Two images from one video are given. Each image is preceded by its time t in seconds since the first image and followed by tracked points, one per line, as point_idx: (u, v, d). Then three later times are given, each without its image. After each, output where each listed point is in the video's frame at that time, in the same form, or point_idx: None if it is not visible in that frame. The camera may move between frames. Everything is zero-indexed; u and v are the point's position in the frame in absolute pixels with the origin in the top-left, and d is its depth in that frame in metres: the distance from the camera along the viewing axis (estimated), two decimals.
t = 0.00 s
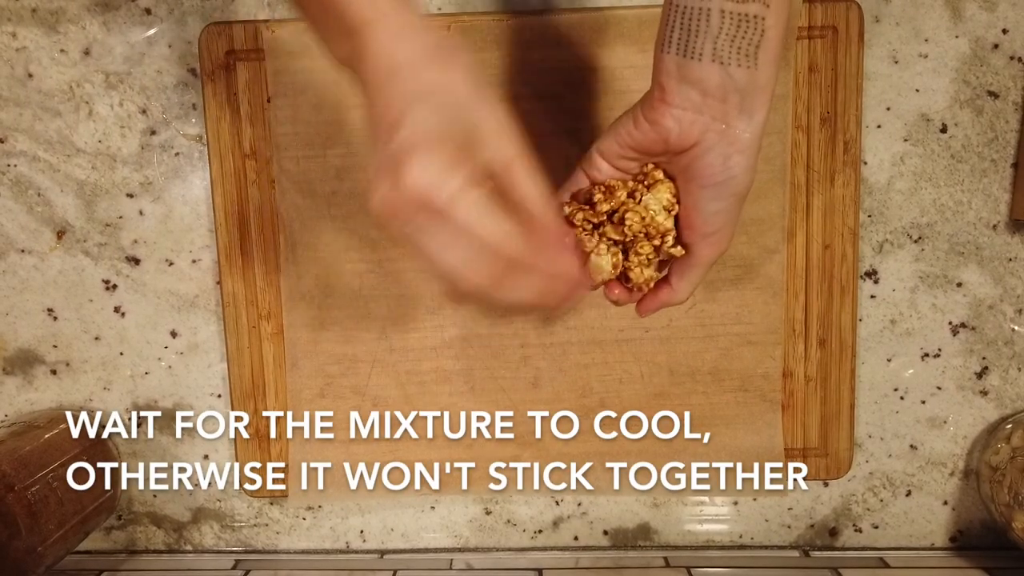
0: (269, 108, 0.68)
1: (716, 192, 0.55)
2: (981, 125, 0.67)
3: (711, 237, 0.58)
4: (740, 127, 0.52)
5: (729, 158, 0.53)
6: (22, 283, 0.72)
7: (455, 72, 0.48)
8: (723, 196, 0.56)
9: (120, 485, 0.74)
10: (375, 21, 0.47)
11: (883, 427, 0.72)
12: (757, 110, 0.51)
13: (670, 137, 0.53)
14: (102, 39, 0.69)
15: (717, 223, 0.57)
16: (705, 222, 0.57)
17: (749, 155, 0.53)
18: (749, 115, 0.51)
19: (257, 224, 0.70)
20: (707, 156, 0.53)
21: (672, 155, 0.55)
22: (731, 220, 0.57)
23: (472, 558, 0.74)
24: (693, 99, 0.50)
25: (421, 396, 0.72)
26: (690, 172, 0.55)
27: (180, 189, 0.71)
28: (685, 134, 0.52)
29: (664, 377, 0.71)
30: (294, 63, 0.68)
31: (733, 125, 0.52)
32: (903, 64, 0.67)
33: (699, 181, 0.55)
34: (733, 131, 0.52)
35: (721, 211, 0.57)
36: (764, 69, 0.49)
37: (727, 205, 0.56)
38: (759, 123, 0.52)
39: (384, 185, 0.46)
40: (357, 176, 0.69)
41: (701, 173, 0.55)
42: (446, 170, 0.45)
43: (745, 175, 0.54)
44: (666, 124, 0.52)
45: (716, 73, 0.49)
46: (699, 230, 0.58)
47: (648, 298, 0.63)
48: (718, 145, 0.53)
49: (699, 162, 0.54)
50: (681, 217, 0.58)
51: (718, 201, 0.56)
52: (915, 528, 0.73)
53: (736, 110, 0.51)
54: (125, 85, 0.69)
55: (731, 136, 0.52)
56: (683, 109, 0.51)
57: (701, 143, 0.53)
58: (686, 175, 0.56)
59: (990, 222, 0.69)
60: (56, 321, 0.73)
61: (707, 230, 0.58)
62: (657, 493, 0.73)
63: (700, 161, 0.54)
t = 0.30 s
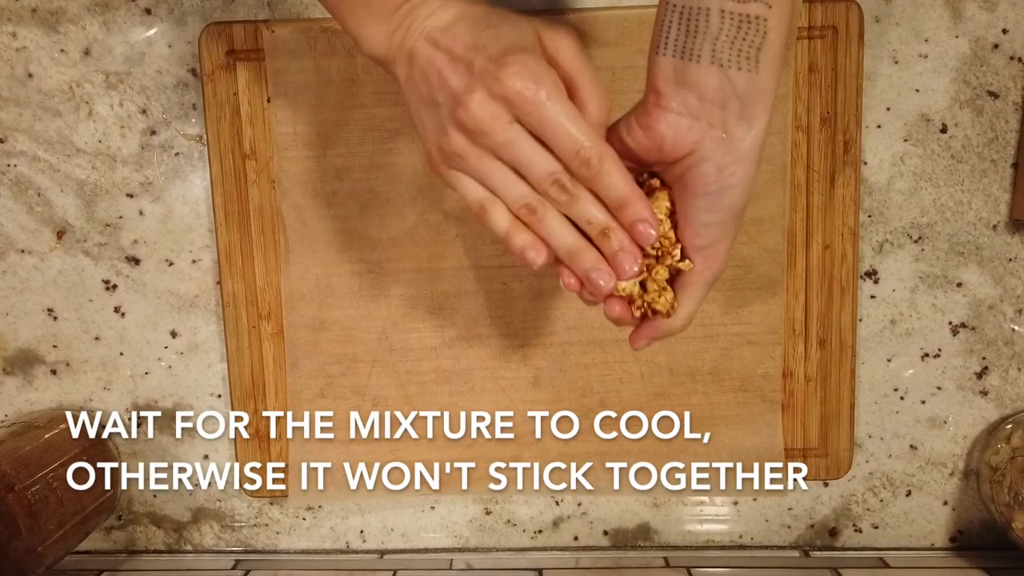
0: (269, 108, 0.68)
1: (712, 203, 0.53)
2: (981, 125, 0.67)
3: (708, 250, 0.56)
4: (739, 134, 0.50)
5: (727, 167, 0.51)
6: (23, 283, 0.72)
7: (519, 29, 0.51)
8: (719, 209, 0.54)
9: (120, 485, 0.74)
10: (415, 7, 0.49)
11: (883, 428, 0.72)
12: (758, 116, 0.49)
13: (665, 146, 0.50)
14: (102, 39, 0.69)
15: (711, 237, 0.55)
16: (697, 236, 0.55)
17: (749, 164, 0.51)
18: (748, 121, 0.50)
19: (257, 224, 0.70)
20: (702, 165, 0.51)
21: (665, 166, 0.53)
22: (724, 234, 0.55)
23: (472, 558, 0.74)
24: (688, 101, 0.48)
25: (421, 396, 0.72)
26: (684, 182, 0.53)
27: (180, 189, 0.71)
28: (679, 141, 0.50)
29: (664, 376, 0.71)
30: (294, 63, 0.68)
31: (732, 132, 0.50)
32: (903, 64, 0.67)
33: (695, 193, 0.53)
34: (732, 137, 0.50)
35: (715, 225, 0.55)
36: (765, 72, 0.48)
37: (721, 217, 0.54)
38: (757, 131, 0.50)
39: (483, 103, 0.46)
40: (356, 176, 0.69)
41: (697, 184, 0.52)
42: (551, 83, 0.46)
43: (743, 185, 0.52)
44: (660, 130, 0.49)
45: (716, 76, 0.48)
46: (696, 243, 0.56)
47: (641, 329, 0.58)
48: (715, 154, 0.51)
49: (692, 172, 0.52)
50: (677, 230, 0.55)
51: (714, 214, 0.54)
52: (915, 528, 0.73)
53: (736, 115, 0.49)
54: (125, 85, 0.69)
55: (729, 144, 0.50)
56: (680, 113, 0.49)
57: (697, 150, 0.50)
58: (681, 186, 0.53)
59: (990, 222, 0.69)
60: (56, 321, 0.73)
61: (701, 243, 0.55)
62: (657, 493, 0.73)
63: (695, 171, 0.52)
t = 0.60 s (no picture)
0: (269, 108, 0.68)
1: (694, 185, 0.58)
2: (980, 125, 0.68)
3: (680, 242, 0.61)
4: (726, 118, 0.57)
5: (711, 150, 0.57)
6: (22, 283, 0.72)
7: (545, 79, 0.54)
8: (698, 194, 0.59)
9: (120, 485, 0.74)
10: (434, 50, 0.53)
11: (883, 428, 0.72)
12: (743, 106, 0.57)
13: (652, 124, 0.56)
14: (102, 39, 0.69)
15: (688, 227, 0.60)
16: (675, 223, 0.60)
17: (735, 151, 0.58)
18: (735, 105, 0.57)
19: (257, 224, 0.70)
20: (689, 144, 0.56)
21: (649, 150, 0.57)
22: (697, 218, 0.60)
23: (472, 558, 0.74)
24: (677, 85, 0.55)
25: (421, 396, 0.72)
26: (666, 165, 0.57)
27: (180, 189, 0.71)
28: (666, 118, 0.56)
29: (664, 376, 0.71)
30: (294, 63, 0.68)
31: (718, 114, 0.56)
32: (903, 64, 0.67)
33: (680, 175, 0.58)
34: (719, 119, 0.57)
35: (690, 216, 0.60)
36: (753, 55, 0.55)
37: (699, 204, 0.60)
38: (742, 118, 0.57)
39: (511, 162, 0.49)
40: (356, 176, 0.69)
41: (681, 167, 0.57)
42: (575, 140, 0.50)
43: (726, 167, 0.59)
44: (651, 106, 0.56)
45: (706, 57, 0.54)
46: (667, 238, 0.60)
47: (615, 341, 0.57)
48: (702, 135, 0.57)
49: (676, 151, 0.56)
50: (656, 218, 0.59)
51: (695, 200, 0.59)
52: (915, 528, 0.73)
53: (722, 100, 0.56)
54: (125, 85, 0.69)
55: (716, 126, 0.57)
56: (670, 91, 0.55)
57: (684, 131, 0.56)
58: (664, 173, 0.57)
59: (990, 222, 0.69)
60: (56, 321, 0.73)
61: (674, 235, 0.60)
62: (657, 493, 0.73)
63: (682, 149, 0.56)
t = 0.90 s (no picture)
0: (268, 108, 0.68)
1: (699, 145, 0.44)
2: (981, 125, 0.67)
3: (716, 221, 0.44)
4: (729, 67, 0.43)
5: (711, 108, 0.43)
6: (22, 283, 0.72)
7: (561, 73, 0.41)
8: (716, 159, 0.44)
9: (120, 485, 0.74)
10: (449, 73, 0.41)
11: (883, 428, 0.72)
12: (750, 48, 0.42)
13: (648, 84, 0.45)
14: (102, 39, 0.69)
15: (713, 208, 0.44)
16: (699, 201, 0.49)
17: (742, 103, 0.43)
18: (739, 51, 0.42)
19: (257, 224, 0.70)
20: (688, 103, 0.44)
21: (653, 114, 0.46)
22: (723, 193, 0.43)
23: (472, 558, 0.74)
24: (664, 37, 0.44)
25: (421, 396, 0.72)
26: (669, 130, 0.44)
27: (179, 189, 0.71)
28: (662, 71, 0.44)
29: (664, 376, 0.71)
30: (294, 63, 0.68)
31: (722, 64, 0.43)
32: (903, 64, 0.67)
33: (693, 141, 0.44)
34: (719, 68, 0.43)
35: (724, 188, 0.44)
36: None
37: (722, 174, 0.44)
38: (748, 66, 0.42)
39: (540, 148, 0.38)
40: (356, 176, 0.69)
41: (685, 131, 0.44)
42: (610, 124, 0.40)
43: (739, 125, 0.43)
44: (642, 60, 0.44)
45: None
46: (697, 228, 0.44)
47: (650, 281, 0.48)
48: (699, 88, 0.44)
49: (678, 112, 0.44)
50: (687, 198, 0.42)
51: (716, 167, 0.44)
52: (915, 528, 0.73)
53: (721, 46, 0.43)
54: (125, 85, 0.69)
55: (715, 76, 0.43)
56: (662, 41, 0.44)
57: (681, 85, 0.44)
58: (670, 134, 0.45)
59: (990, 222, 0.69)
60: (56, 321, 0.73)
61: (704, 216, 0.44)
62: (657, 493, 0.73)
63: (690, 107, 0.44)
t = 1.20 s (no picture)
0: (269, 108, 0.68)
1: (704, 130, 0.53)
2: (980, 125, 0.68)
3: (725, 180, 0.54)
4: (726, 49, 0.51)
5: (706, 87, 0.52)
6: (22, 283, 0.72)
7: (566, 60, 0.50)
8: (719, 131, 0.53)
9: (120, 485, 0.74)
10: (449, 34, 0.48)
11: (883, 427, 0.72)
12: (744, 32, 0.51)
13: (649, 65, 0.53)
14: (102, 39, 0.69)
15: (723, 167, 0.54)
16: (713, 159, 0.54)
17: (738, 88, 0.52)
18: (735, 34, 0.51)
19: (257, 225, 0.70)
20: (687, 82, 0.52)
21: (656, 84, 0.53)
22: (712, 168, 0.54)
23: (472, 558, 0.74)
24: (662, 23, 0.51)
25: (421, 396, 0.72)
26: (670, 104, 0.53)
27: (179, 189, 0.71)
28: (660, 53, 0.52)
29: (664, 376, 0.71)
30: (294, 63, 0.68)
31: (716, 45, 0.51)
32: (903, 64, 0.67)
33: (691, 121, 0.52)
34: (715, 51, 0.51)
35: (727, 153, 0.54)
36: None
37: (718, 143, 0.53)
38: (743, 47, 0.52)
39: (536, 149, 0.48)
40: (357, 176, 0.69)
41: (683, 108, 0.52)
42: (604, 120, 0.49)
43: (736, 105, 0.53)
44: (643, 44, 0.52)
45: None
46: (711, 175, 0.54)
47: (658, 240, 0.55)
48: (699, 69, 0.52)
49: (675, 92, 0.52)
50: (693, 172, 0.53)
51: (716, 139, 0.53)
52: (915, 528, 0.73)
53: (717, 30, 0.51)
54: (125, 85, 0.69)
55: (711, 58, 0.52)
56: (661, 25, 0.51)
57: (680, 67, 0.52)
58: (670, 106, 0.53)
59: (990, 222, 0.69)
60: (56, 321, 0.72)
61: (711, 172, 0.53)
62: (657, 493, 0.73)
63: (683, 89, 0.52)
